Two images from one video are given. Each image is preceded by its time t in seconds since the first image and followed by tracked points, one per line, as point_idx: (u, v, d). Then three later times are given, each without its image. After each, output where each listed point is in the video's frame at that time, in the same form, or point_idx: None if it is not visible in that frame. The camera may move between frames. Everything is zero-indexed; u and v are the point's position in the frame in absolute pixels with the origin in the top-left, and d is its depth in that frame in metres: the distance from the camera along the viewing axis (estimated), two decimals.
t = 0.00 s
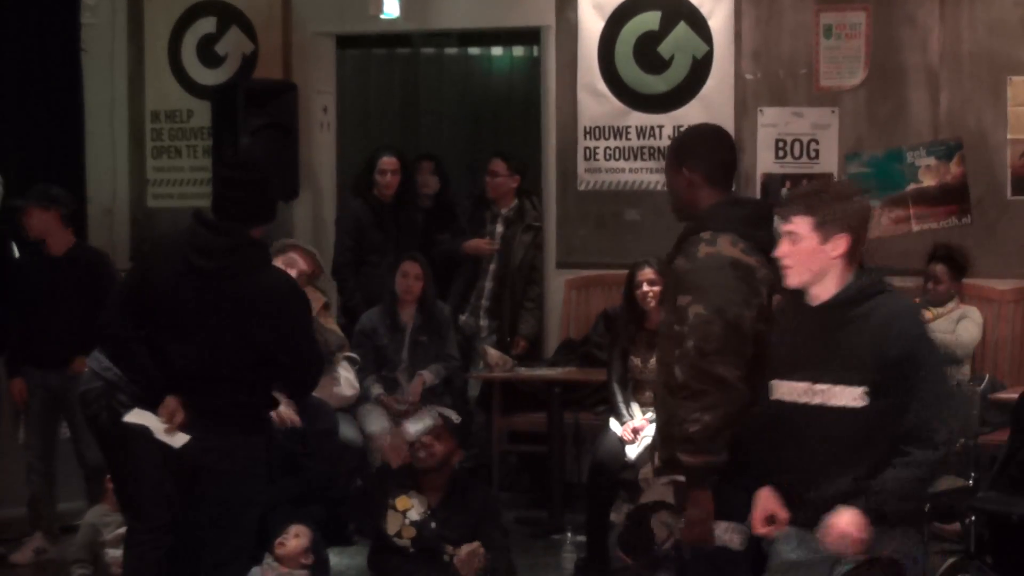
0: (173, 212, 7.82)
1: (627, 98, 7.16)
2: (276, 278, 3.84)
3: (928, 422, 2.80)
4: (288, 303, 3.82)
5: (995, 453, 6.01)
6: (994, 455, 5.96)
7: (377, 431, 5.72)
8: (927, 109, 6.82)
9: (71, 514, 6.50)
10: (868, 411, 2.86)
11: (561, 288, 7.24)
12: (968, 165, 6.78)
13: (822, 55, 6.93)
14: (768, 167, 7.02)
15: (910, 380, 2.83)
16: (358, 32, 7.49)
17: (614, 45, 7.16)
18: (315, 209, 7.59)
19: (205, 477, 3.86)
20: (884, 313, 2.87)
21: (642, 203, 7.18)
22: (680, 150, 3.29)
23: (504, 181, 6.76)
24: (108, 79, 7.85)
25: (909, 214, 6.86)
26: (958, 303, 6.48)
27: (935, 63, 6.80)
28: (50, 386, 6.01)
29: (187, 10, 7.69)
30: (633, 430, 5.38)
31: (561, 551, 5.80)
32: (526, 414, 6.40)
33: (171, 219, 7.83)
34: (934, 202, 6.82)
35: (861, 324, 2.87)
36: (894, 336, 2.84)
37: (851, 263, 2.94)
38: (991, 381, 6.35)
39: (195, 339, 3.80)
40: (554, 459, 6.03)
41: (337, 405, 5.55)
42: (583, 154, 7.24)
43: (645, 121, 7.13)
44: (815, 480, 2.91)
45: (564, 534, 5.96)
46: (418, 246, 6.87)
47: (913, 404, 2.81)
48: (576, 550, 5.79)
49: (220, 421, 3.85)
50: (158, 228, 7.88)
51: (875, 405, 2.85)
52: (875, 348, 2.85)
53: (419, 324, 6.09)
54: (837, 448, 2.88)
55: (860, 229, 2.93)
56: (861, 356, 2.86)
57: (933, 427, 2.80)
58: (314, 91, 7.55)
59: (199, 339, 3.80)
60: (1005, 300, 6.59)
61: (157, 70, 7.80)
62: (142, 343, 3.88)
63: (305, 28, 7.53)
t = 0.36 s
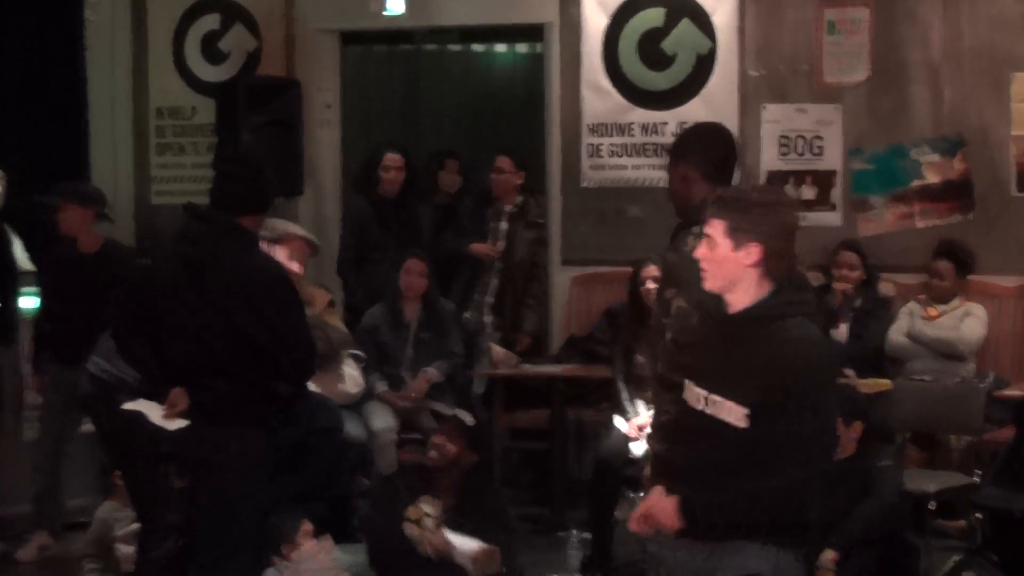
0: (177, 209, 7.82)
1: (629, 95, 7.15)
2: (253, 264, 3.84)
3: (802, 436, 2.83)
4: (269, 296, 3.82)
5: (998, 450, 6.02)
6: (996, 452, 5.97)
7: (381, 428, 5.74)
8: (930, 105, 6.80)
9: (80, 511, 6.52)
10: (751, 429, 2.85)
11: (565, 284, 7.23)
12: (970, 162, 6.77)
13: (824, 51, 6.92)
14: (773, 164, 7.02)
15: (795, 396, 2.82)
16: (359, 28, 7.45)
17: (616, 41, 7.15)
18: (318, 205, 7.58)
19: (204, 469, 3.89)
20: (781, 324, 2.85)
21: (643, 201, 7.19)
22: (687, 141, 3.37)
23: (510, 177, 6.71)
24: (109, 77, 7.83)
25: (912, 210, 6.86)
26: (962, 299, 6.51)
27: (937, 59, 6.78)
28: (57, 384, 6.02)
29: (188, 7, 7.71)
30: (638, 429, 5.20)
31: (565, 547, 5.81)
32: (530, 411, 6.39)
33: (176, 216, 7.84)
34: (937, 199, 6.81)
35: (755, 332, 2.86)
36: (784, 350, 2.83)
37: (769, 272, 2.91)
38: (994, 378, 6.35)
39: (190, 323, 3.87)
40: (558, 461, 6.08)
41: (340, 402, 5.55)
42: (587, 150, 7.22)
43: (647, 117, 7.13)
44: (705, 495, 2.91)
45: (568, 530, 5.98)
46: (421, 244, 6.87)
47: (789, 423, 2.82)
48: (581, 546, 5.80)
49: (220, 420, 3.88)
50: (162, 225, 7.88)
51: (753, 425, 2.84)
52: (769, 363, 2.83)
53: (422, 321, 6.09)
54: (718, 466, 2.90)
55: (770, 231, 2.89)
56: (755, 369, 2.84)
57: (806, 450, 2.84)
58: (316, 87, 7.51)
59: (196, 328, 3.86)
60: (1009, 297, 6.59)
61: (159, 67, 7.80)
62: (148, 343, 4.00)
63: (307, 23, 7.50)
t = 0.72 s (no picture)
0: (173, 207, 7.75)
1: (629, 93, 7.13)
2: (248, 250, 4.29)
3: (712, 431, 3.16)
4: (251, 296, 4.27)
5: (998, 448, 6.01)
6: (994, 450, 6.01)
7: (378, 426, 5.71)
8: (930, 104, 6.80)
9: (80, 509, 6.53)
10: (637, 436, 3.21)
11: (563, 282, 7.13)
12: (970, 161, 6.75)
13: (824, 49, 6.94)
14: (769, 162, 7.00)
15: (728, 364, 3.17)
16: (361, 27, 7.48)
17: (615, 39, 7.13)
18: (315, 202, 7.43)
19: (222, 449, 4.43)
20: (666, 319, 3.14)
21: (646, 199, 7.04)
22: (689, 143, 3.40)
23: (507, 176, 7.01)
24: (110, 75, 7.84)
25: (911, 208, 6.90)
26: (959, 298, 6.78)
27: (938, 59, 6.78)
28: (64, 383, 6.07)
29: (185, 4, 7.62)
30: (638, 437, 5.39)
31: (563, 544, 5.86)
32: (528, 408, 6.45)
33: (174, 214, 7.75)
34: (935, 197, 6.84)
35: (651, 334, 3.15)
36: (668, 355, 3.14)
37: (660, 263, 3.27)
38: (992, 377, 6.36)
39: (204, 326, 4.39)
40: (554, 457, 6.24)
41: (339, 400, 5.59)
42: (586, 148, 7.26)
43: (645, 115, 7.09)
44: (609, 501, 3.30)
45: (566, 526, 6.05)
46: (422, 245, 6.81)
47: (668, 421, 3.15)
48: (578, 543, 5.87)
49: (215, 401, 4.40)
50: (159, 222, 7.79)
51: (638, 424, 3.20)
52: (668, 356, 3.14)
53: (421, 320, 6.12)
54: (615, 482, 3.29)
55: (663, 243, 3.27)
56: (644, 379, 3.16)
57: (683, 442, 3.17)
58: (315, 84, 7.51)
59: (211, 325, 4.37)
60: (1007, 296, 6.80)
61: (158, 63, 7.75)
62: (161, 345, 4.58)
63: (307, 22, 7.50)
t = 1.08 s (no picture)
0: (174, 207, 7.82)
1: (628, 93, 7.15)
2: (243, 246, 4.20)
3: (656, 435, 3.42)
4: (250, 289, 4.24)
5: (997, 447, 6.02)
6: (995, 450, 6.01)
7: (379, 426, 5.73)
8: (929, 104, 6.82)
9: (76, 509, 6.50)
10: (513, 445, 3.02)
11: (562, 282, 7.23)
12: (969, 160, 6.79)
13: (823, 49, 6.93)
14: (769, 163, 7.02)
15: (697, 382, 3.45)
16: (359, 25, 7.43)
17: (615, 39, 7.14)
18: (317, 205, 7.62)
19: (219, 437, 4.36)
20: (551, 316, 3.05)
21: (644, 202, 7.20)
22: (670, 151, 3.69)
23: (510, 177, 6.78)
24: (110, 76, 7.84)
25: (910, 209, 6.88)
26: (959, 299, 6.51)
27: (938, 58, 6.79)
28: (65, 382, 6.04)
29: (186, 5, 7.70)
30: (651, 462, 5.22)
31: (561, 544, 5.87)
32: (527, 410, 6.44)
33: (175, 216, 7.83)
34: (935, 197, 6.84)
35: (531, 324, 3.04)
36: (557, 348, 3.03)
37: (529, 263, 3.16)
38: (992, 376, 6.38)
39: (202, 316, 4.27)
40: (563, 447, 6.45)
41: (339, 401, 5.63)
42: (585, 149, 7.23)
43: (645, 116, 7.14)
44: (487, 506, 3.07)
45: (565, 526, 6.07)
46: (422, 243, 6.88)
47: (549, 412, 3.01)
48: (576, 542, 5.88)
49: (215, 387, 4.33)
50: (159, 222, 7.85)
51: (517, 419, 3.03)
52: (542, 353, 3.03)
53: (422, 319, 6.12)
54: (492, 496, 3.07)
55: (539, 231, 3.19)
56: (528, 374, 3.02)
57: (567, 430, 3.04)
58: (315, 85, 7.52)
59: (204, 317, 4.27)
60: (1006, 295, 6.61)
61: (158, 64, 7.78)
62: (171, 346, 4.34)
63: (307, 23, 7.50)
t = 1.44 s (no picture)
0: (175, 208, 7.83)
1: (628, 93, 7.16)
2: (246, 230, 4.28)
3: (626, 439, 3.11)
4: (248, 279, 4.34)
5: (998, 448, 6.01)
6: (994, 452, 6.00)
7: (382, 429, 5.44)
8: (929, 104, 6.82)
9: (74, 509, 6.47)
10: (411, 443, 2.87)
11: (562, 282, 7.23)
12: (969, 160, 6.78)
13: (824, 49, 6.93)
14: (769, 164, 7.03)
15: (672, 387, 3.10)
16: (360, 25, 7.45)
17: (615, 40, 7.17)
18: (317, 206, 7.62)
19: (212, 428, 4.36)
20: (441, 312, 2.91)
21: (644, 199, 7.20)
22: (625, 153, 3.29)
23: (511, 177, 6.77)
24: (110, 76, 7.84)
25: (911, 210, 6.88)
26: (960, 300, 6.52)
27: (938, 58, 6.79)
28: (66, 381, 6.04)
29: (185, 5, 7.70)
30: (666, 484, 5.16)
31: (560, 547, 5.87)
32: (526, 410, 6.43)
33: (175, 216, 7.83)
34: (935, 198, 6.83)
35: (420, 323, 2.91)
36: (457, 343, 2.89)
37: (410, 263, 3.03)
38: (993, 376, 6.38)
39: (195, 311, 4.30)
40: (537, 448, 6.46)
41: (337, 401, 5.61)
42: (585, 149, 7.24)
43: (645, 116, 7.15)
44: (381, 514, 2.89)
45: (565, 528, 6.06)
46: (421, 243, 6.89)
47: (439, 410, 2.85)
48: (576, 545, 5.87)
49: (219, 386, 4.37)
50: (160, 222, 7.86)
51: (412, 419, 2.88)
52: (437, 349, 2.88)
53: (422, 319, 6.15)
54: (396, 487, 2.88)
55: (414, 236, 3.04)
56: (426, 362, 2.87)
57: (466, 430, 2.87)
58: (315, 86, 7.55)
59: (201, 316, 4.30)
60: (1005, 295, 6.60)
61: (158, 64, 7.78)
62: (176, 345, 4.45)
63: (307, 23, 7.53)
